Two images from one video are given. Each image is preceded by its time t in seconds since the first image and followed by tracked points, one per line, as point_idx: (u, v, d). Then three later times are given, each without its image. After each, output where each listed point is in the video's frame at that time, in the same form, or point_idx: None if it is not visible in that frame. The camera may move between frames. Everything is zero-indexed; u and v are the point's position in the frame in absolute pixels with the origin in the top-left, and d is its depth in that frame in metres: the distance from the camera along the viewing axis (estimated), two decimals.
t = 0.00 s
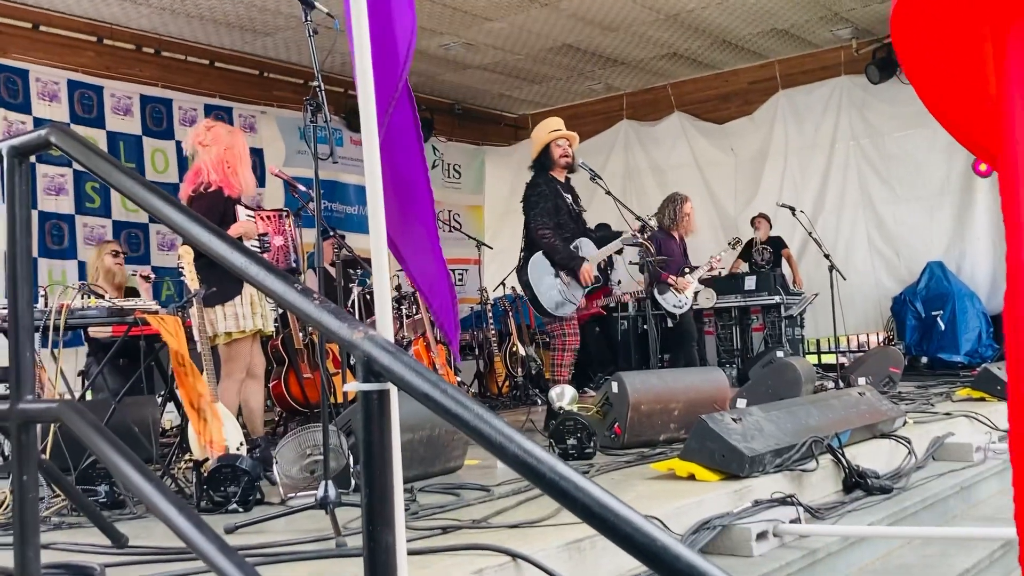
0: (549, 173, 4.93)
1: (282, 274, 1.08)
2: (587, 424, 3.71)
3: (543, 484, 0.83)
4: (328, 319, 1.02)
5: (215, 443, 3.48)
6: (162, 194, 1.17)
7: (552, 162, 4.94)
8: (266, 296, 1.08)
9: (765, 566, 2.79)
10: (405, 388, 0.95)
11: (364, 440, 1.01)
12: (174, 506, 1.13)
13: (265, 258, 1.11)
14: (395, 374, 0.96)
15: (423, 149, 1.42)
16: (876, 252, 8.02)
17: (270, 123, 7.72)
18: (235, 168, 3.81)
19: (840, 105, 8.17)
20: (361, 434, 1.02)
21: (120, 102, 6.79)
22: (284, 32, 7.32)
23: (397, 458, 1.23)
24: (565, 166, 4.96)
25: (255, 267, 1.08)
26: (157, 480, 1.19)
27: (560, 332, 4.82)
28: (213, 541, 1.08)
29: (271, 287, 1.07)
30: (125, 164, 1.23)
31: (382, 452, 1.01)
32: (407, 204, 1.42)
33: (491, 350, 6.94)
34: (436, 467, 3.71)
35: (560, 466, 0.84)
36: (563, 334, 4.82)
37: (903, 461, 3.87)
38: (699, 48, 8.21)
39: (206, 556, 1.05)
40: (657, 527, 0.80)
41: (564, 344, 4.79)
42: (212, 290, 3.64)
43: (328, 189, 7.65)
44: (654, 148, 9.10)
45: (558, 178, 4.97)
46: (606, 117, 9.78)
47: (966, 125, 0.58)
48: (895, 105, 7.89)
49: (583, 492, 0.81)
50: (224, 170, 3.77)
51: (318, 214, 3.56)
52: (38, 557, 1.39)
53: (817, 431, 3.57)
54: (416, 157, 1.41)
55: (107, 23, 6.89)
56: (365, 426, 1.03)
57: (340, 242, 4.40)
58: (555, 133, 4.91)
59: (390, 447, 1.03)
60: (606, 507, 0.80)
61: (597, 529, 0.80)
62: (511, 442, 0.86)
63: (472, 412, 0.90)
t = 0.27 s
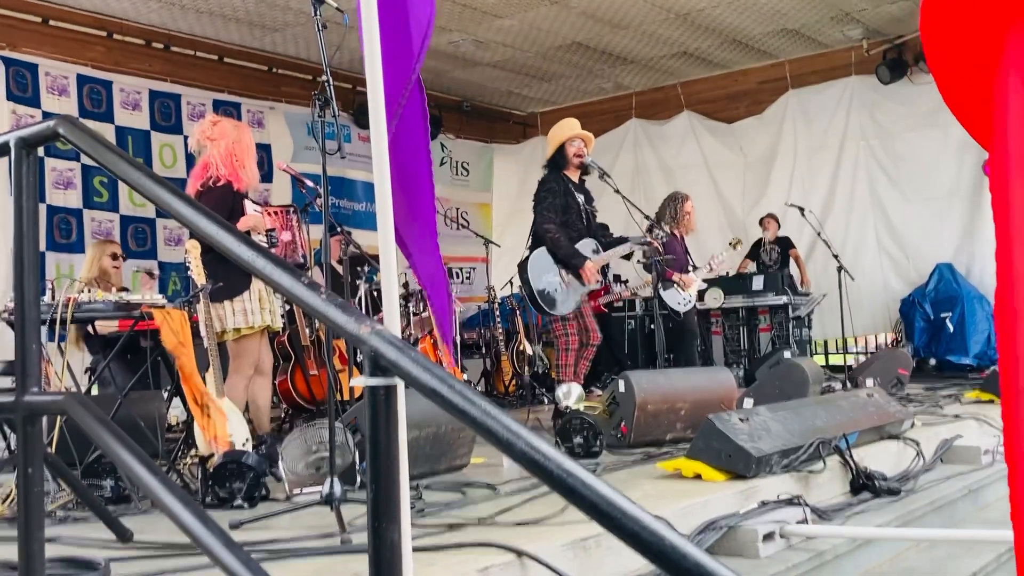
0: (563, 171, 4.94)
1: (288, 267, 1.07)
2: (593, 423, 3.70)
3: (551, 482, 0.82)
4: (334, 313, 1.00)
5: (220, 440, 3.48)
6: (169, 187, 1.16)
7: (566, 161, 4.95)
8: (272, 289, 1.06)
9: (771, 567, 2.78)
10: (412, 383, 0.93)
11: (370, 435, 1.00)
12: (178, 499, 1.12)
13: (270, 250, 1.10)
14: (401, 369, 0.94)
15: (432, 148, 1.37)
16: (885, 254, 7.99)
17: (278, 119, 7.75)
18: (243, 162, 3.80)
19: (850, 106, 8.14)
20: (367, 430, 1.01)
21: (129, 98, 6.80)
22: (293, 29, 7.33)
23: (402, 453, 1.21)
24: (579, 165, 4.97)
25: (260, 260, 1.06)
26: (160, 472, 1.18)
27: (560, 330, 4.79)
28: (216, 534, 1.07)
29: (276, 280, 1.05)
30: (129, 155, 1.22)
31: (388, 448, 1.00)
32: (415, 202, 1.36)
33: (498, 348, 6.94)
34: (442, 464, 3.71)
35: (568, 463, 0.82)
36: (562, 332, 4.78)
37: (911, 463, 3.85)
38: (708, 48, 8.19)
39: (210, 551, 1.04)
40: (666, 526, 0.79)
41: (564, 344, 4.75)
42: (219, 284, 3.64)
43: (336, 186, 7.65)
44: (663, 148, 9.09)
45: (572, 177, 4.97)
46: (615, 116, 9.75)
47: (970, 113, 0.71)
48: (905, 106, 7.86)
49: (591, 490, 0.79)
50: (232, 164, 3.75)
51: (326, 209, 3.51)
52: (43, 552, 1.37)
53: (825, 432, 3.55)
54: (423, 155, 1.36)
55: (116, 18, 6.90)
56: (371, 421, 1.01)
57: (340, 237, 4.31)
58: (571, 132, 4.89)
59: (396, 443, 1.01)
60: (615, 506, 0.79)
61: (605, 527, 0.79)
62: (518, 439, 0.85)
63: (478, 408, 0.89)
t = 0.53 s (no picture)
0: (567, 175, 4.94)
1: (291, 273, 1.07)
2: (595, 425, 3.70)
3: (550, 490, 0.82)
4: (336, 319, 1.00)
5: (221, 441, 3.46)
6: (172, 191, 1.16)
7: (570, 163, 4.95)
8: (274, 295, 1.06)
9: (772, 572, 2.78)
10: (413, 391, 0.93)
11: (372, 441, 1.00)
12: (179, 501, 1.12)
13: (274, 256, 1.10)
14: (403, 376, 0.95)
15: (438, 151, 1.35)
16: (887, 257, 7.99)
17: (283, 119, 7.73)
18: (247, 163, 3.79)
19: (854, 109, 8.13)
20: (369, 433, 1.01)
21: (134, 97, 6.80)
22: (297, 29, 7.33)
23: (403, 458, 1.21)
24: (585, 167, 4.96)
25: (264, 265, 1.06)
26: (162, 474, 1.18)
27: (565, 332, 4.84)
28: (216, 537, 1.07)
29: (279, 286, 1.05)
30: (134, 158, 1.22)
31: (389, 453, 1.00)
32: (421, 207, 1.33)
33: (500, 349, 6.95)
34: (443, 466, 3.72)
35: (568, 472, 0.83)
36: (568, 334, 4.83)
37: (912, 468, 3.86)
38: (713, 50, 8.17)
39: (210, 554, 1.04)
40: (663, 534, 0.79)
41: (570, 345, 4.80)
42: (222, 285, 3.64)
43: (339, 186, 7.65)
44: (667, 150, 9.08)
45: (577, 180, 4.97)
46: (619, 117, 9.73)
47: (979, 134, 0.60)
48: (909, 109, 7.85)
49: (591, 499, 0.80)
50: (236, 165, 3.75)
51: (329, 211, 3.52)
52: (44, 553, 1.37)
53: (826, 437, 3.55)
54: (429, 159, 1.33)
55: (121, 17, 6.90)
56: (373, 426, 1.01)
57: (345, 239, 4.30)
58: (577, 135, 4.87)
59: (397, 447, 1.02)
60: (614, 515, 0.79)
61: (604, 536, 0.79)
62: (519, 447, 0.85)
63: (479, 415, 0.89)
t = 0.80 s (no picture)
0: (571, 178, 4.94)
1: (292, 274, 1.06)
2: (597, 429, 3.69)
3: (553, 494, 0.82)
4: (337, 320, 1.00)
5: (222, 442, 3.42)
6: (175, 189, 1.15)
7: (574, 166, 4.95)
8: (276, 295, 1.05)
9: None
10: (414, 392, 0.93)
11: (373, 443, 0.99)
12: (178, 501, 1.11)
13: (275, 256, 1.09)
14: (404, 378, 0.94)
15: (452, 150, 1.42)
16: (891, 261, 7.98)
17: (287, 121, 7.74)
18: (251, 164, 3.80)
19: (859, 114, 8.12)
20: (370, 436, 1.00)
21: (138, 97, 6.80)
22: (302, 30, 7.34)
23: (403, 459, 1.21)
24: (588, 170, 4.95)
25: (265, 266, 1.06)
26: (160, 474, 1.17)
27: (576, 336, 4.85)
28: (215, 537, 1.06)
29: (281, 287, 1.04)
30: (134, 157, 1.21)
31: (390, 456, 0.99)
32: (438, 203, 1.40)
33: (502, 352, 6.95)
34: (445, 468, 3.71)
35: (571, 476, 0.83)
36: (580, 337, 4.84)
37: (915, 474, 3.85)
38: (718, 53, 8.17)
39: (210, 555, 1.04)
40: (666, 538, 0.80)
41: (582, 348, 4.82)
42: (224, 285, 3.64)
43: (343, 187, 7.66)
44: (671, 153, 9.08)
45: (581, 182, 4.97)
46: (624, 120, 9.72)
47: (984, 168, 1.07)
48: (914, 114, 7.84)
49: (593, 503, 0.81)
50: (240, 165, 3.76)
51: (332, 212, 3.51)
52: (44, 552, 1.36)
53: (829, 441, 3.54)
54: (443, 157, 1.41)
55: (126, 17, 6.91)
56: (374, 428, 1.01)
57: (350, 241, 4.28)
58: (578, 138, 4.87)
59: (398, 450, 1.01)
60: (617, 518, 0.80)
61: (607, 540, 0.80)
62: (521, 451, 0.85)
63: (481, 417, 0.88)
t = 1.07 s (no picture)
0: (570, 180, 4.94)
1: (289, 274, 1.05)
2: (596, 430, 3.68)
3: (550, 496, 0.82)
4: (334, 320, 0.99)
5: (221, 444, 3.43)
6: (172, 189, 1.15)
7: (574, 168, 4.95)
8: (273, 296, 1.05)
9: None
10: (411, 394, 0.92)
11: (370, 445, 0.99)
12: (174, 503, 1.11)
13: (272, 256, 1.08)
14: (401, 379, 0.93)
15: (476, 148, 1.34)
16: (890, 264, 7.97)
17: (286, 121, 7.74)
18: (252, 164, 3.78)
19: (859, 117, 8.12)
20: (367, 439, 0.99)
21: (138, 97, 6.80)
22: (302, 31, 7.33)
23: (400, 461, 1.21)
24: (588, 172, 4.94)
25: (263, 266, 1.05)
26: (156, 475, 1.16)
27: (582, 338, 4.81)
28: (211, 539, 1.06)
29: (278, 287, 1.03)
30: (132, 157, 1.20)
31: (387, 458, 0.98)
32: (462, 203, 1.33)
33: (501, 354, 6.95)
34: (444, 470, 3.71)
35: (569, 479, 0.82)
36: (587, 339, 4.80)
37: (914, 477, 3.84)
38: (718, 56, 8.18)
39: (205, 557, 1.03)
40: (665, 542, 0.79)
41: (589, 348, 4.78)
42: (223, 286, 3.63)
43: (343, 188, 7.66)
44: (671, 155, 9.08)
45: (581, 184, 4.97)
46: (624, 122, 9.70)
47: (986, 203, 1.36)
48: (914, 117, 7.85)
49: (591, 505, 0.80)
50: (240, 165, 3.74)
51: (331, 212, 3.49)
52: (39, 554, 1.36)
53: (828, 444, 3.54)
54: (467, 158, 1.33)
55: (126, 17, 6.91)
56: (371, 430, 1.00)
57: (348, 242, 4.26)
58: (578, 139, 4.86)
59: (396, 452, 1.00)
60: (615, 522, 0.79)
61: (604, 544, 0.79)
62: (519, 452, 0.84)
63: (479, 419, 0.88)
